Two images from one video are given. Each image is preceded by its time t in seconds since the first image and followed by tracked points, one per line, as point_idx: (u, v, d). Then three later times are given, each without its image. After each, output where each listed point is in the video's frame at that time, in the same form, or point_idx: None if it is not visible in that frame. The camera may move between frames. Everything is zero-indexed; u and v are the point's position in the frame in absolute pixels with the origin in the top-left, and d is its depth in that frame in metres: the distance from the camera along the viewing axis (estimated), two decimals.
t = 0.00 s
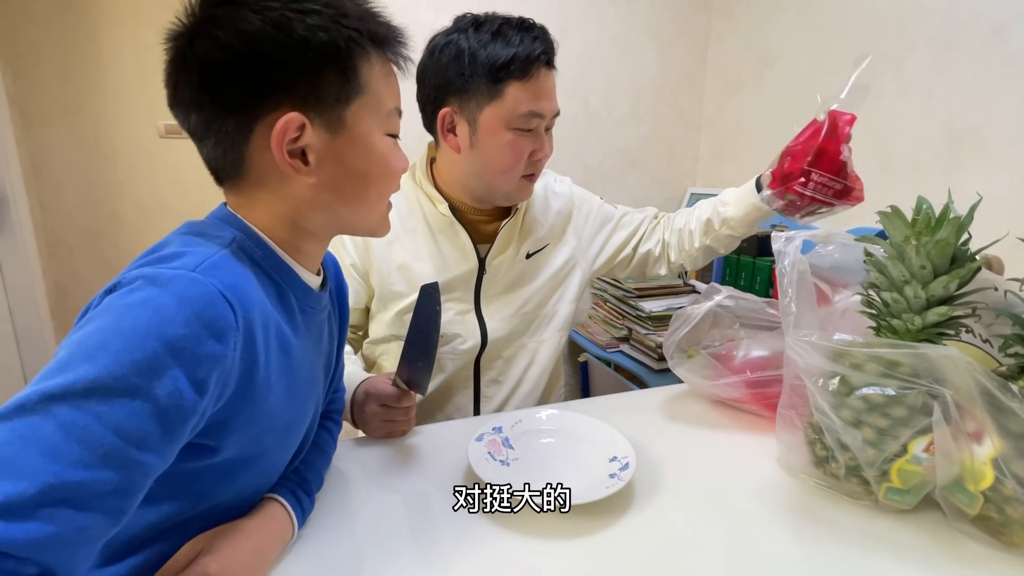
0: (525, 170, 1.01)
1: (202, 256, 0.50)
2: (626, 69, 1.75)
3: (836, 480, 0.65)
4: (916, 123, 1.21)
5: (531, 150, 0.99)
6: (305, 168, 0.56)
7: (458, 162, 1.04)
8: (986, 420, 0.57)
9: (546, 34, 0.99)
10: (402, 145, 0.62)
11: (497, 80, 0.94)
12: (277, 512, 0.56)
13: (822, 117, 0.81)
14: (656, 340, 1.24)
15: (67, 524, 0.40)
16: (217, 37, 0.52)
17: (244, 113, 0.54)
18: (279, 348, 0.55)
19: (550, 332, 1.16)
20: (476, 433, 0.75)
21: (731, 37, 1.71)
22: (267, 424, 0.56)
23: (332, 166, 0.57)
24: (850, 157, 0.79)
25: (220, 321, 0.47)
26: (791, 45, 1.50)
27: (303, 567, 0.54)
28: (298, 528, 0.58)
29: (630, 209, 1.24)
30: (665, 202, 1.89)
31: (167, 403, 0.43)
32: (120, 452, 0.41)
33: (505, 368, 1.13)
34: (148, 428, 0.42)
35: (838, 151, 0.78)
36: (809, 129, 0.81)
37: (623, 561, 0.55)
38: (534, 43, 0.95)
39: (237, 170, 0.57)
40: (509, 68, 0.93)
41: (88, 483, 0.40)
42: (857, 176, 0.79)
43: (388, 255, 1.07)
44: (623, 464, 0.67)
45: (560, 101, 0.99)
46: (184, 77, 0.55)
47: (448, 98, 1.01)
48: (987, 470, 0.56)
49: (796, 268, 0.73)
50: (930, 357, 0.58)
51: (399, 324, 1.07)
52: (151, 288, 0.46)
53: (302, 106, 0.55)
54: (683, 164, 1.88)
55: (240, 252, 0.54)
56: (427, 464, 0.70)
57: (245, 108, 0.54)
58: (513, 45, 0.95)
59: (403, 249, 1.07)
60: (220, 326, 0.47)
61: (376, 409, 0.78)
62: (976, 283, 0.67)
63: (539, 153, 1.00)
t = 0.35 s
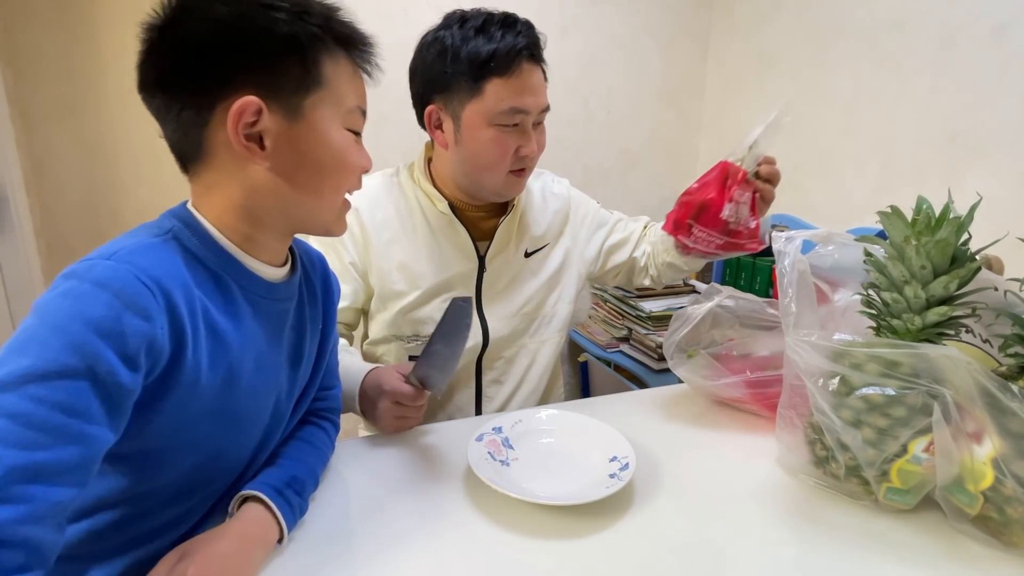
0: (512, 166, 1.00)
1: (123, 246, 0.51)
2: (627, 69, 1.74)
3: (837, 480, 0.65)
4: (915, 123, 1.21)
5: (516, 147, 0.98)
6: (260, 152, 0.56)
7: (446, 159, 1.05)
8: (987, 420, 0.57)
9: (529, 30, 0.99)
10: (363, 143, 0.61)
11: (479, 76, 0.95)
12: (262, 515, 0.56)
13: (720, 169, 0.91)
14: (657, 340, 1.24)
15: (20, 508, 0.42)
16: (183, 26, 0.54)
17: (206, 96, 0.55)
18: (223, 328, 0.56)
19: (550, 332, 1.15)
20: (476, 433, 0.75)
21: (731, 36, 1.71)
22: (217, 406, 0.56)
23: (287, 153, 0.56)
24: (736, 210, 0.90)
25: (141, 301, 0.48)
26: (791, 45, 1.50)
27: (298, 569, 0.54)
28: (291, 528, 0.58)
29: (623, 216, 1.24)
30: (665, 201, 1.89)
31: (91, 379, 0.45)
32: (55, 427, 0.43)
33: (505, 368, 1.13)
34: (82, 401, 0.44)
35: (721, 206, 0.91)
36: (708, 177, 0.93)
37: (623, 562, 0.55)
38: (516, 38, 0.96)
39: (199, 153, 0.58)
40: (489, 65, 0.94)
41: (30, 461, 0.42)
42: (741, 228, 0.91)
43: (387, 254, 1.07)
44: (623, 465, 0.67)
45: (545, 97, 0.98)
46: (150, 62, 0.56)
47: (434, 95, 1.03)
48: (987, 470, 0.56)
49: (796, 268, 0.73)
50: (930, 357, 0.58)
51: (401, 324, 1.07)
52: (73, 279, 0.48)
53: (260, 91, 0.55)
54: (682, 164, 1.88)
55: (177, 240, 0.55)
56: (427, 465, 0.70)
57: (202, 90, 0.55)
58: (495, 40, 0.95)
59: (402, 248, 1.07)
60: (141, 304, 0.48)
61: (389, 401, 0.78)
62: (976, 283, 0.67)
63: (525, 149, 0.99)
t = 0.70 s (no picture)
0: (472, 160, 1.01)
1: None
2: (627, 69, 1.74)
3: (837, 481, 0.65)
4: (915, 123, 1.21)
5: (471, 140, 0.99)
6: (156, 127, 0.56)
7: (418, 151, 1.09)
8: (987, 420, 0.57)
9: (485, 24, 1.00)
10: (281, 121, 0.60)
11: (435, 70, 0.98)
12: (267, 520, 0.56)
13: (601, 221, 0.88)
14: (656, 340, 1.24)
15: None
16: None
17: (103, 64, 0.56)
18: (102, 317, 0.56)
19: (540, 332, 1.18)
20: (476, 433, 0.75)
21: (732, 37, 1.71)
22: (104, 396, 0.56)
23: (184, 124, 0.56)
24: (628, 259, 0.85)
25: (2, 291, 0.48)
26: (791, 46, 1.50)
27: (299, 569, 0.54)
28: (297, 532, 0.57)
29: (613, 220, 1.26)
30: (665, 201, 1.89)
31: None
32: None
33: (505, 367, 1.13)
34: None
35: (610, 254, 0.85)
36: (594, 230, 0.89)
37: (621, 561, 0.55)
38: (472, 32, 0.97)
39: (97, 126, 0.59)
40: (445, 59, 0.97)
41: None
42: (639, 277, 0.85)
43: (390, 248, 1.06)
44: (623, 464, 0.67)
45: (503, 90, 0.98)
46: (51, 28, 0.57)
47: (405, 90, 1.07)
48: (987, 470, 0.56)
49: (796, 268, 0.73)
50: (930, 357, 0.58)
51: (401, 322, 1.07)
52: None
53: (157, 66, 0.56)
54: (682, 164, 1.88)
55: (53, 229, 0.56)
56: (427, 465, 0.70)
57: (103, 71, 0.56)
58: (452, 34, 0.98)
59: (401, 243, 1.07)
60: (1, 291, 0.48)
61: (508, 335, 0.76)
62: (976, 283, 0.67)
63: (480, 142, 0.99)
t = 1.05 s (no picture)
0: (490, 161, 1.02)
1: None
2: (626, 69, 1.74)
3: (837, 480, 0.65)
4: (915, 123, 1.21)
5: (489, 141, 1.00)
6: (135, 170, 0.54)
7: (427, 154, 1.07)
8: (987, 420, 0.57)
9: (500, 28, 1.00)
10: (266, 156, 0.59)
11: (451, 74, 0.98)
12: (261, 522, 0.56)
13: (563, 241, 0.75)
14: (657, 340, 1.24)
15: (9, 528, 0.46)
16: (47, 24, 0.51)
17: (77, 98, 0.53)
18: (89, 359, 0.57)
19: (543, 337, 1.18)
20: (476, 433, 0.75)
21: (731, 36, 1.71)
22: (93, 430, 0.59)
23: (165, 164, 0.54)
24: (595, 277, 0.72)
25: None
26: (791, 45, 1.50)
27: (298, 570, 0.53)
28: (295, 534, 0.57)
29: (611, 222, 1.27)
30: (665, 201, 1.89)
31: None
32: None
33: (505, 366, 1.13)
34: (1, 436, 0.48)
35: (575, 278, 0.72)
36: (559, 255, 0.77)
37: (622, 562, 0.55)
38: (487, 36, 0.98)
39: (70, 161, 0.57)
40: (461, 61, 0.97)
41: None
42: (609, 296, 0.72)
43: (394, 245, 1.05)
44: (622, 464, 0.67)
45: (516, 92, 0.99)
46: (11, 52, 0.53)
47: (411, 94, 1.06)
48: (987, 470, 0.56)
49: (796, 268, 0.73)
50: (930, 357, 0.58)
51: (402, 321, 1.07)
52: None
53: (129, 104, 0.53)
54: (682, 165, 1.88)
55: (32, 276, 0.55)
56: (427, 465, 0.70)
57: (70, 99, 0.53)
58: (467, 38, 0.97)
59: (406, 240, 1.06)
60: None
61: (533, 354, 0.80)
62: (976, 283, 0.67)
63: (500, 143, 1.00)
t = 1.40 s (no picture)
0: (516, 173, 1.02)
1: None
2: (626, 69, 1.74)
3: (837, 480, 0.65)
4: (915, 123, 1.21)
5: (520, 154, 1.00)
6: (169, 192, 0.56)
7: (452, 163, 1.05)
8: (987, 420, 0.57)
9: (535, 41, 0.99)
10: (290, 184, 0.63)
11: (488, 87, 0.95)
12: (260, 523, 0.55)
13: (542, 250, 0.72)
14: (657, 340, 1.24)
15: (15, 537, 0.46)
16: (105, 50, 0.53)
17: (122, 127, 0.55)
18: (96, 370, 0.57)
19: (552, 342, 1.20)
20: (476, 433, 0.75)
21: (731, 36, 1.71)
22: (95, 439, 0.59)
23: (196, 188, 0.57)
24: (573, 288, 0.69)
25: (9, 352, 0.50)
26: (791, 46, 1.50)
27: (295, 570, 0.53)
28: (294, 534, 0.57)
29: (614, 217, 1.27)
30: (665, 201, 1.89)
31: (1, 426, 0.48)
32: None
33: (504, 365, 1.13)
34: (9, 444, 0.48)
35: (552, 289, 0.69)
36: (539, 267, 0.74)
37: (622, 562, 0.55)
38: (524, 50, 0.96)
39: (97, 177, 0.57)
40: (499, 74, 0.94)
41: None
42: (590, 309, 0.69)
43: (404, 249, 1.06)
44: (623, 464, 0.67)
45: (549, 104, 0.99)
46: (54, 75, 0.55)
47: (440, 102, 1.03)
48: (987, 469, 0.56)
49: (796, 269, 0.73)
50: (930, 358, 0.58)
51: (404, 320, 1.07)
52: None
53: (173, 131, 0.55)
54: (682, 165, 1.88)
55: (41, 285, 0.54)
56: (426, 464, 0.70)
57: (115, 120, 0.54)
58: (505, 51, 0.95)
59: (417, 243, 1.06)
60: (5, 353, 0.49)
61: (516, 369, 0.78)
62: (976, 283, 0.67)
63: (530, 156, 1.01)
